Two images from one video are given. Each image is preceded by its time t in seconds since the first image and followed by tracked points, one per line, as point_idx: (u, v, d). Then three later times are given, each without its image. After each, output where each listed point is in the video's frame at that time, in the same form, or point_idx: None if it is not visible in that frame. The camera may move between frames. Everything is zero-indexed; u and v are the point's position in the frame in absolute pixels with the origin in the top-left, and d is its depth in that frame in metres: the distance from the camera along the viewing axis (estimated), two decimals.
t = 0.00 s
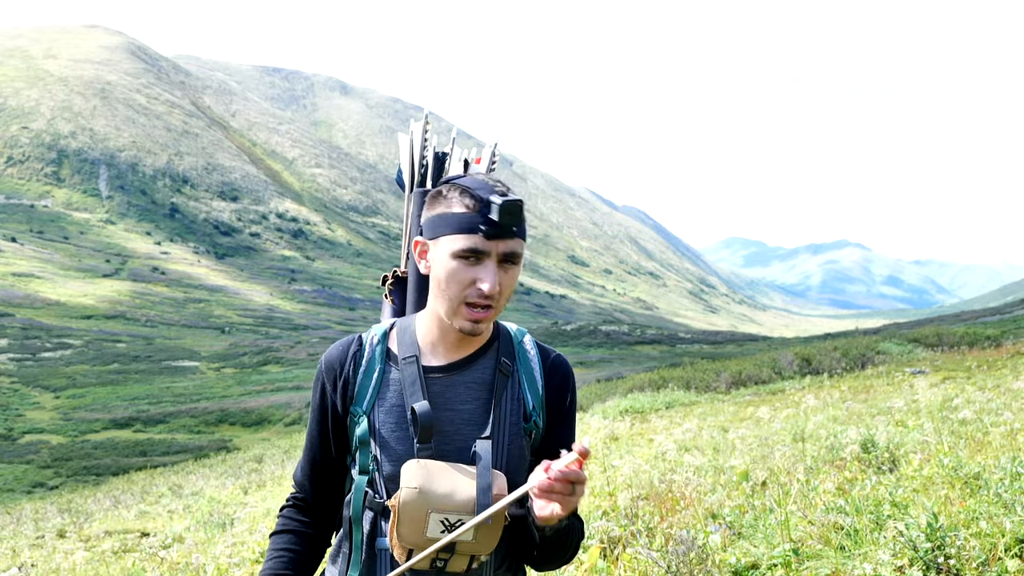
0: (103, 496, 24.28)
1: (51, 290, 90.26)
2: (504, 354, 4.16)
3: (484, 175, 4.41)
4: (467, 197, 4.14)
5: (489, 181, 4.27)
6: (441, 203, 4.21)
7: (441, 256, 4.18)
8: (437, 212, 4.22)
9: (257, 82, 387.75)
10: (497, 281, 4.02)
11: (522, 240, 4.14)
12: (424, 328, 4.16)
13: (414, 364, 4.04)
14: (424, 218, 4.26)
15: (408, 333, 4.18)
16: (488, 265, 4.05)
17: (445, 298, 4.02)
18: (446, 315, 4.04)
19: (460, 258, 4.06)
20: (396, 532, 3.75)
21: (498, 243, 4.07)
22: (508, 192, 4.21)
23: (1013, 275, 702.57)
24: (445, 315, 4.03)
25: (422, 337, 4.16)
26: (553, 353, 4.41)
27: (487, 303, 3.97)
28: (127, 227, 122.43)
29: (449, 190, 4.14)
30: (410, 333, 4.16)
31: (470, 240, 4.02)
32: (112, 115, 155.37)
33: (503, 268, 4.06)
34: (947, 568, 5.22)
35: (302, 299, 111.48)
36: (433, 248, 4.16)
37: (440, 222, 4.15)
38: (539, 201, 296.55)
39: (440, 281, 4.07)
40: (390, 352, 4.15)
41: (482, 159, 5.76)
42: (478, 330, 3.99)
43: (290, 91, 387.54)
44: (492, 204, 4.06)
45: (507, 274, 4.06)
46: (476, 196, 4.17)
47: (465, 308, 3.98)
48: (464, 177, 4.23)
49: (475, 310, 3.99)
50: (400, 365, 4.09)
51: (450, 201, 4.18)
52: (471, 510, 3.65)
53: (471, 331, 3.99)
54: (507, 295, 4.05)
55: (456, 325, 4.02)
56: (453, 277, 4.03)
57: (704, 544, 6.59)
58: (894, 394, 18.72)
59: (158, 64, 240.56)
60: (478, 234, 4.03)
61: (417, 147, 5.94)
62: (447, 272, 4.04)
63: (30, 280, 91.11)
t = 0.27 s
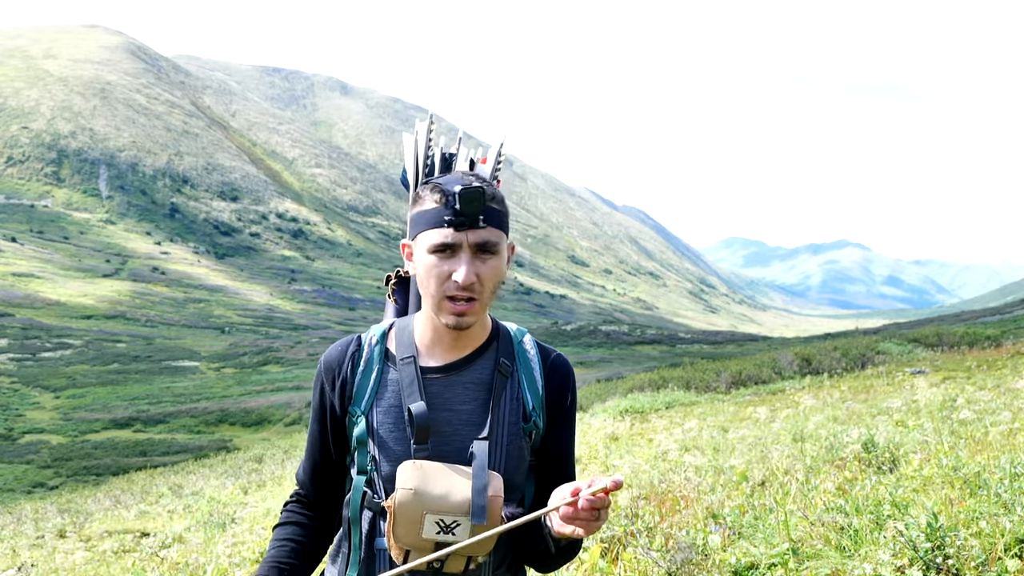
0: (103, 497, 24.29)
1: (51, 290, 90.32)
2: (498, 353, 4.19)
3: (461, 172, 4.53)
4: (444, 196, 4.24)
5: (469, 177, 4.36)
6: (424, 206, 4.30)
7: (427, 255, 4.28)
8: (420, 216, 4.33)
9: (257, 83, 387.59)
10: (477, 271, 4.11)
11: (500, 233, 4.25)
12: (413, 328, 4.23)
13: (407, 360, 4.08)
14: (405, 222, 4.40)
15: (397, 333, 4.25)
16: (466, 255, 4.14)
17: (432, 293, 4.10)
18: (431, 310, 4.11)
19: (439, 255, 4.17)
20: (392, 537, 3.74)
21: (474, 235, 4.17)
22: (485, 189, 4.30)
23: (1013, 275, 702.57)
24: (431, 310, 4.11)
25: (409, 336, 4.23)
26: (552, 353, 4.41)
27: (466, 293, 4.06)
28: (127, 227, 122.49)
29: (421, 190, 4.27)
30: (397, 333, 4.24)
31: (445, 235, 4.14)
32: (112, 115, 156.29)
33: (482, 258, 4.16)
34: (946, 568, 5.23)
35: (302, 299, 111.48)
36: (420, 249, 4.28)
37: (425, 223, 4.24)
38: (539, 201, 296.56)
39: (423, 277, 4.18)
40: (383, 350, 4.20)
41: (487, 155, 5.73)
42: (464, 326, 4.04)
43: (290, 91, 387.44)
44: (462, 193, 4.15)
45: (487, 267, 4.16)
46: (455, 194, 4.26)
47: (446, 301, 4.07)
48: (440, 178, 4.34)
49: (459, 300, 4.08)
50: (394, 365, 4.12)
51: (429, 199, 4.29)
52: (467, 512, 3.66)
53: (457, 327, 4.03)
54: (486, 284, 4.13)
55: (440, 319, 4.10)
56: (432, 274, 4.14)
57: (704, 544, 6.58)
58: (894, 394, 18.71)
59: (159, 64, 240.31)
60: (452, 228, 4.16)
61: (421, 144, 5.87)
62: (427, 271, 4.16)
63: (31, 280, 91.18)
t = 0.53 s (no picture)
0: (103, 496, 24.29)
1: (51, 290, 90.32)
2: (495, 349, 4.19)
3: (448, 171, 4.54)
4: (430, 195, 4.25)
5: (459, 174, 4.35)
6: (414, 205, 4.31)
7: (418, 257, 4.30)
8: (409, 217, 4.36)
9: (256, 83, 387.36)
10: (465, 267, 4.12)
11: (487, 228, 4.26)
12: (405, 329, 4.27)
13: (404, 358, 4.08)
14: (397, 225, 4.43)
15: (394, 332, 4.26)
16: (453, 251, 4.16)
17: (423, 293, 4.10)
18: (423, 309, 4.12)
19: (428, 253, 4.18)
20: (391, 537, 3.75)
21: (463, 229, 4.18)
22: (472, 185, 4.32)
23: (1013, 275, 702.54)
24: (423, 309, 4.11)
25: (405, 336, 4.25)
26: (551, 349, 4.41)
27: (456, 289, 4.06)
28: (127, 227, 122.49)
29: (410, 187, 4.28)
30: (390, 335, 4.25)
31: (431, 231, 4.16)
32: (112, 115, 156.41)
33: (469, 255, 4.16)
34: (948, 568, 5.22)
35: (302, 299, 111.46)
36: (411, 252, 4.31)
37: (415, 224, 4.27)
38: (539, 201, 296.58)
39: (414, 277, 4.19)
40: (381, 350, 4.20)
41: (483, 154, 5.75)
42: (456, 322, 4.04)
43: (290, 91, 387.11)
44: (446, 188, 4.16)
45: (475, 262, 4.15)
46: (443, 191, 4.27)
47: (437, 299, 4.08)
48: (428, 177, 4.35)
49: (449, 297, 4.07)
50: (392, 363, 4.11)
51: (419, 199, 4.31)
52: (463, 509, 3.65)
53: (449, 324, 4.03)
54: (475, 279, 4.14)
55: (431, 316, 4.11)
56: (422, 274, 4.17)
57: (704, 544, 6.58)
58: (894, 394, 18.68)
59: (159, 63, 240.21)
60: (439, 224, 4.17)
61: (420, 144, 5.86)
62: (417, 269, 4.18)
63: (30, 280, 91.16)
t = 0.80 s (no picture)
0: (103, 496, 24.29)
1: (51, 290, 90.29)
2: (489, 346, 4.21)
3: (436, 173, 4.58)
4: (420, 190, 4.27)
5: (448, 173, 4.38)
6: (404, 207, 4.35)
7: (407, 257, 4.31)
8: (400, 217, 4.38)
9: (256, 83, 387.02)
10: (453, 260, 4.15)
11: (477, 224, 4.28)
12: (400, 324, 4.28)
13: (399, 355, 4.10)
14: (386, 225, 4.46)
15: (387, 331, 4.29)
16: (443, 247, 4.18)
17: (410, 285, 4.13)
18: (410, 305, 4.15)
19: (416, 250, 4.21)
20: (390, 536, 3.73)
21: (451, 223, 4.20)
22: (459, 181, 4.32)
23: (1013, 275, 702.64)
24: (413, 304, 4.13)
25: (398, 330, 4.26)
26: (545, 349, 4.44)
27: (445, 286, 4.08)
28: (127, 227, 122.41)
29: (398, 188, 4.31)
30: (384, 330, 4.28)
31: (420, 227, 4.18)
32: (112, 115, 156.46)
33: (458, 252, 4.19)
34: (946, 567, 5.23)
35: (302, 299, 111.48)
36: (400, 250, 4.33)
37: (401, 224, 4.31)
38: (539, 201, 296.70)
39: (403, 273, 4.21)
40: (379, 349, 4.20)
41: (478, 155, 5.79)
42: (446, 320, 4.05)
43: (290, 91, 386.84)
44: (434, 185, 4.19)
45: (464, 259, 4.17)
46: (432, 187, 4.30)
47: (428, 291, 4.08)
48: (419, 177, 4.39)
49: (438, 290, 4.10)
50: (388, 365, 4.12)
51: (406, 201, 4.34)
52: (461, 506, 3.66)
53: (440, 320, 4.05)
54: (464, 275, 4.15)
55: (421, 310, 4.12)
56: (412, 266, 4.18)
57: (704, 544, 6.58)
58: (894, 394, 18.71)
59: (159, 63, 240.31)
60: (430, 222, 4.19)
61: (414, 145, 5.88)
62: (406, 264, 4.19)
63: (31, 280, 91.16)
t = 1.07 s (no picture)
0: (103, 496, 24.30)
1: (51, 290, 90.34)
2: (489, 346, 4.23)
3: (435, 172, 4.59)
4: (420, 189, 4.28)
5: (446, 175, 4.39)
6: (402, 207, 4.36)
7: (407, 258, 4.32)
8: (401, 217, 4.37)
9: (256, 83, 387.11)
10: (453, 259, 4.14)
11: (476, 223, 4.28)
12: (399, 325, 4.27)
13: (401, 355, 4.11)
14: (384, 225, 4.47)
15: (389, 330, 4.27)
16: (442, 246, 4.17)
17: (411, 285, 4.11)
18: (411, 304, 4.15)
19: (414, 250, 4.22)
20: (400, 539, 3.73)
21: (449, 224, 4.21)
22: (456, 180, 4.30)
23: (1013, 275, 702.68)
24: (415, 302, 4.12)
25: (397, 331, 4.25)
26: (546, 350, 4.48)
27: (445, 283, 4.08)
28: (127, 228, 122.44)
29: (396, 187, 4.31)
30: (385, 329, 4.28)
31: (419, 228, 4.17)
32: (112, 115, 156.63)
33: (457, 250, 4.19)
34: (946, 567, 5.24)
35: (302, 299, 111.49)
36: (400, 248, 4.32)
37: (400, 224, 4.31)
38: (539, 201, 296.73)
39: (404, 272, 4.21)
40: (382, 346, 4.20)
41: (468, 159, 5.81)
42: (448, 317, 4.06)
43: (290, 92, 386.96)
44: (433, 184, 4.19)
45: (464, 257, 4.17)
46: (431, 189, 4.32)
47: (428, 290, 4.07)
48: (416, 177, 4.39)
49: (439, 288, 4.09)
50: (392, 363, 4.11)
51: (405, 202, 4.35)
52: (470, 506, 3.66)
53: (441, 319, 4.05)
54: (465, 273, 4.14)
55: (422, 309, 4.11)
56: (411, 266, 4.17)
57: (704, 545, 6.58)
58: (894, 394, 18.73)
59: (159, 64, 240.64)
60: (430, 221, 4.19)
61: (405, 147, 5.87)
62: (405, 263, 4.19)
63: (31, 280, 91.21)
